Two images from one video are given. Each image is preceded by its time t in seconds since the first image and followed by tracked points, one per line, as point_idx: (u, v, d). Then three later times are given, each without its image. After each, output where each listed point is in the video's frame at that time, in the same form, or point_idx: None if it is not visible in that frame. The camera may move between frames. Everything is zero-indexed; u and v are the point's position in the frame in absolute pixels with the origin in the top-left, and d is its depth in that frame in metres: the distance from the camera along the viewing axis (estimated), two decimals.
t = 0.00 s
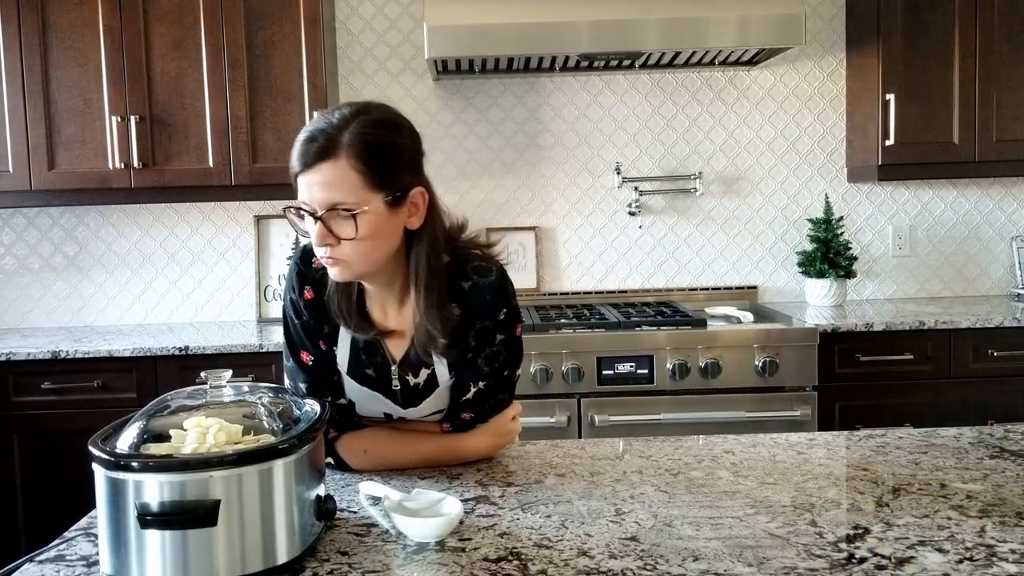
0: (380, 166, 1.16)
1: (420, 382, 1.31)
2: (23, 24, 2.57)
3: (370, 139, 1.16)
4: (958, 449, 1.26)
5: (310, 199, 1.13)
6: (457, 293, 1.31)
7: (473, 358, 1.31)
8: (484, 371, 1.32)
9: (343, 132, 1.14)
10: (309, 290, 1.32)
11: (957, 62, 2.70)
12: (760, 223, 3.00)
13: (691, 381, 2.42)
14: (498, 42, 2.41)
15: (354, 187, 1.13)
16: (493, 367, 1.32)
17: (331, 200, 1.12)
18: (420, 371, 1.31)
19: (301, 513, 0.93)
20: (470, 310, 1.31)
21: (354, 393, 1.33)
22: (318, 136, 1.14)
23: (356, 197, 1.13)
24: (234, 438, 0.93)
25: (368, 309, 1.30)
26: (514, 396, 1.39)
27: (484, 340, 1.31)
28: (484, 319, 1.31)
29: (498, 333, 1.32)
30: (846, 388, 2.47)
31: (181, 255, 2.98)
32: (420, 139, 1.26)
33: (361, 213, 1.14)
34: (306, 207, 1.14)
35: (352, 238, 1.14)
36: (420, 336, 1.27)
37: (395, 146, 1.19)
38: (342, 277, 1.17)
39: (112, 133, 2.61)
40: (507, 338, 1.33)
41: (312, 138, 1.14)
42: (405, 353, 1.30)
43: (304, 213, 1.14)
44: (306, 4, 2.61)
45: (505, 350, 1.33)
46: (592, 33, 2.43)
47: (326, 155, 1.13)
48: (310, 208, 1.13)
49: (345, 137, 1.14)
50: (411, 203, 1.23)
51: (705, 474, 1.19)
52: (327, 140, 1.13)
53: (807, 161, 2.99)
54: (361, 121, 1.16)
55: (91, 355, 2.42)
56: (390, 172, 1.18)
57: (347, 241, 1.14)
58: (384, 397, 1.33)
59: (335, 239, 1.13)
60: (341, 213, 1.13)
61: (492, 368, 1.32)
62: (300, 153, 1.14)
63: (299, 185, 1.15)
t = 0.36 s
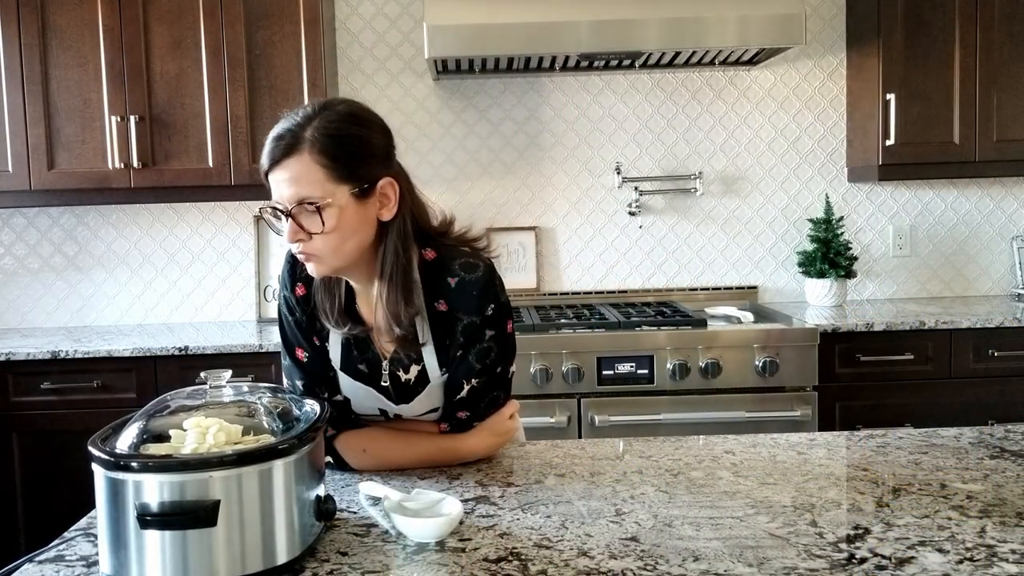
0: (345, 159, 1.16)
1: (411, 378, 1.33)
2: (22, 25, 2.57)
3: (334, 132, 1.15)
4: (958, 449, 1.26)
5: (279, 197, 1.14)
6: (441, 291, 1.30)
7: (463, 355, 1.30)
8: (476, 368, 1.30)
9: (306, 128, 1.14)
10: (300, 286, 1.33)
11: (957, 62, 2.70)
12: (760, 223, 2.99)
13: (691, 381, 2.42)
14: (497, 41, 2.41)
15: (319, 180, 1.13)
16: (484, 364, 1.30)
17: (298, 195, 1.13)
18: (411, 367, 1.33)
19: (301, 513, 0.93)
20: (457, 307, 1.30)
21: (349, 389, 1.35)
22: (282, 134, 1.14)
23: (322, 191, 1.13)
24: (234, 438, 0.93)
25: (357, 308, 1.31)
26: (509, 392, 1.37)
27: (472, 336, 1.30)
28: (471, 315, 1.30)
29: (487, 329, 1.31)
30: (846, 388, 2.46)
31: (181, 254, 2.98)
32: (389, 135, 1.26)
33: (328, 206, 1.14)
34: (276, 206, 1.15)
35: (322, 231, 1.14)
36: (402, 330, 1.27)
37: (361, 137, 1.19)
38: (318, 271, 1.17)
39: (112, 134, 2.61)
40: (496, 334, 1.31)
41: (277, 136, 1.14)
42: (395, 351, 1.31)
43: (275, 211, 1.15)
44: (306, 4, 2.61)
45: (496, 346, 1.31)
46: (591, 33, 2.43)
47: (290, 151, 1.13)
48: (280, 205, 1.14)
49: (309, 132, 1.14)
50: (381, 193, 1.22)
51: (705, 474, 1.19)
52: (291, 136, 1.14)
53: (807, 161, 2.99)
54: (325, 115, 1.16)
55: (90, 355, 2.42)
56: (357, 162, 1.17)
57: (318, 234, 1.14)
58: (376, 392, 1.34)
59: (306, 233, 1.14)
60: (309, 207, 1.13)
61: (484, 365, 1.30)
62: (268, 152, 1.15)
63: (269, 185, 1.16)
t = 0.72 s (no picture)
0: (372, 137, 1.17)
1: (413, 369, 1.32)
2: (22, 25, 2.57)
3: (364, 109, 1.17)
4: (958, 449, 1.26)
5: (304, 167, 1.13)
6: (447, 278, 1.30)
7: (467, 344, 1.30)
8: (479, 358, 1.31)
9: (337, 102, 1.15)
10: (301, 283, 1.31)
11: (958, 62, 2.69)
12: (760, 223, 2.99)
13: (691, 381, 2.42)
14: (497, 41, 2.41)
15: (348, 153, 1.14)
16: (488, 353, 1.31)
17: (326, 166, 1.12)
18: (414, 356, 1.31)
19: (301, 513, 0.93)
20: (462, 295, 1.30)
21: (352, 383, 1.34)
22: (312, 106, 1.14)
23: (351, 164, 1.14)
24: (234, 438, 0.93)
25: (360, 295, 1.31)
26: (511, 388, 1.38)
27: (477, 325, 1.30)
28: (477, 304, 1.30)
29: (492, 318, 1.31)
30: (846, 388, 2.46)
31: (181, 254, 2.98)
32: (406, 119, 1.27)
33: (355, 179, 1.14)
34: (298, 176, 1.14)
35: (346, 203, 1.14)
36: (409, 314, 1.28)
37: (388, 117, 1.21)
38: (335, 247, 1.16)
39: (112, 133, 2.61)
40: (500, 324, 1.32)
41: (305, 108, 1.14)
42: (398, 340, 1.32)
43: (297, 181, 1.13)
44: (306, 4, 2.61)
45: (499, 336, 1.32)
46: (591, 33, 2.43)
47: (321, 122, 1.13)
48: (304, 176, 1.13)
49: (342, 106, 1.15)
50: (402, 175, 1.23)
51: (705, 474, 1.19)
52: (322, 108, 1.14)
53: (807, 161, 2.98)
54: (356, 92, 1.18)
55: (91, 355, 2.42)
56: (385, 142, 1.19)
57: (341, 209, 1.14)
58: (379, 386, 1.33)
59: (330, 207, 1.13)
60: (335, 179, 1.13)
61: (487, 355, 1.31)
62: (295, 123, 1.14)
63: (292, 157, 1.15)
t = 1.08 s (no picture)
0: (434, 99, 1.28)
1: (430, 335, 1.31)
2: (22, 25, 2.57)
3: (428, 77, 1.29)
4: (958, 449, 1.26)
5: (375, 106, 1.22)
6: (468, 248, 1.35)
7: (492, 310, 1.34)
8: (505, 325, 1.33)
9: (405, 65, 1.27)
10: (318, 268, 1.30)
11: (958, 62, 2.70)
12: (760, 223, 2.99)
13: (691, 381, 2.42)
14: (497, 41, 2.41)
15: (418, 104, 1.24)
16: (512, 321, 1.34)
17: (397, 108, 1.22)
18: (433, 320, 1.32)
19: (301, 513, 0.93)
20: (483, 263, 1.34)
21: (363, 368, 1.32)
22: (380, 61, 1.26)
23: (420, 112, 1.24)
24: (234, 439, 0.93)
25: (381, 261, 1.32)
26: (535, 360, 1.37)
27: (499, 290, 1.34)
28: (497, 270, 1.35)
29: (511, 285, 1.36)
30: (846, 388, 2.46)
31: (181, 255, 2.98)
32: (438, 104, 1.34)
33: (421, 126, 1.23)
34: (367, 117, 1.22)
35: (414, 143, 1.22)
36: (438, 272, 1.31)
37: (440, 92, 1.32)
38: (395, 185, 1.21)
39: (111, 133, 2.61)
40: (519, 291, 1.37)
41: (373, 64, 1.25)
42: (417, 304, 1.32)
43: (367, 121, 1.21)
44: (306, 4, 2.61)
45: (521, 303, 1.36)
46: (591, 33, 2.43)
47: (392, 74, 1.25)
48: (373, 117, 1.22)
49: (409, 66, 1.27)
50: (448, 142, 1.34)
51: (705, 474, 1.19)
52: (392, 63, 1.26)
53: (807, 161, 2.99)
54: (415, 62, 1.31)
55: (91, 355, 2.42)
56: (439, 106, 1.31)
57: (408, 148, 1.21)
58: (397, 354, 1.31)
59: (398, 145, 1.21)
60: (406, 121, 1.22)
61: (511, 322, 1.34)
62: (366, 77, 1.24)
63: (358, 103, 1.23)
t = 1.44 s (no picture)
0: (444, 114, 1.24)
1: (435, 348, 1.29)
2: (22, 25, 2.57)
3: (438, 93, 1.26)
4: (958, 449, 1.26)
5: (386, 114, 1.17)
6: (472, 258, 1.32)
7: (499, 317, 1.32)
8: (514, 329, 1.31)
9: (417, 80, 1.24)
10: (321, 280, 1.29)
11: (958, 62, 2.70)
12: (760, 223, 3.00)
13: (691, 381, 2.42)
14: (497, 41, 2.41)
15: (430, 116, 1.20)
16: (521, 325, 1.31)
17: (409, 117, 1.18)
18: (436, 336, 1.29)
19: (301, 513, 0.93)
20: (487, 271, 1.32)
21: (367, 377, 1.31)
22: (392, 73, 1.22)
23: (431, 123, 1.19)
24: (234, 438, 0.93)
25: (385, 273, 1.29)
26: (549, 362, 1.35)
27: (505, 297, 1.32)
28: (502, 277, 1.33)
29: (518, 291, 1.33)
30: (846, 388, 2.47)
31: (182, 255, 2.98)
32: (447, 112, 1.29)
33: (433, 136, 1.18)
34: (378, 126, 1.17)
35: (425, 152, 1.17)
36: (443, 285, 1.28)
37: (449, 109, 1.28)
38: (404, 195, 1.15)
39: (112, 133, 2.61)
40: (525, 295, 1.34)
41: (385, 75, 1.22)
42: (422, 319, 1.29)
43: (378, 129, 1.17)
44: (306, 5, 2.61)
45: (528, 307, 1.33)
46: (591, 33, 2.43)
47: (404, 87, 1.21)
48: (384, 125, 1.17)
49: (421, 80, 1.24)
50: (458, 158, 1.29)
51: (705, 474, 1.19)
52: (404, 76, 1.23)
53: (807, 161, 2.99)
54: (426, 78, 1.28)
55: (91, 355, 2.42)
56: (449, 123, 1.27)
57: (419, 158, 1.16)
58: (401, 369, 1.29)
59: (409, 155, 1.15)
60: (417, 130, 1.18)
61: (520, 326, 1.31)
62: (377, 88, 1.20)
63: (367, 111, 1.18)
